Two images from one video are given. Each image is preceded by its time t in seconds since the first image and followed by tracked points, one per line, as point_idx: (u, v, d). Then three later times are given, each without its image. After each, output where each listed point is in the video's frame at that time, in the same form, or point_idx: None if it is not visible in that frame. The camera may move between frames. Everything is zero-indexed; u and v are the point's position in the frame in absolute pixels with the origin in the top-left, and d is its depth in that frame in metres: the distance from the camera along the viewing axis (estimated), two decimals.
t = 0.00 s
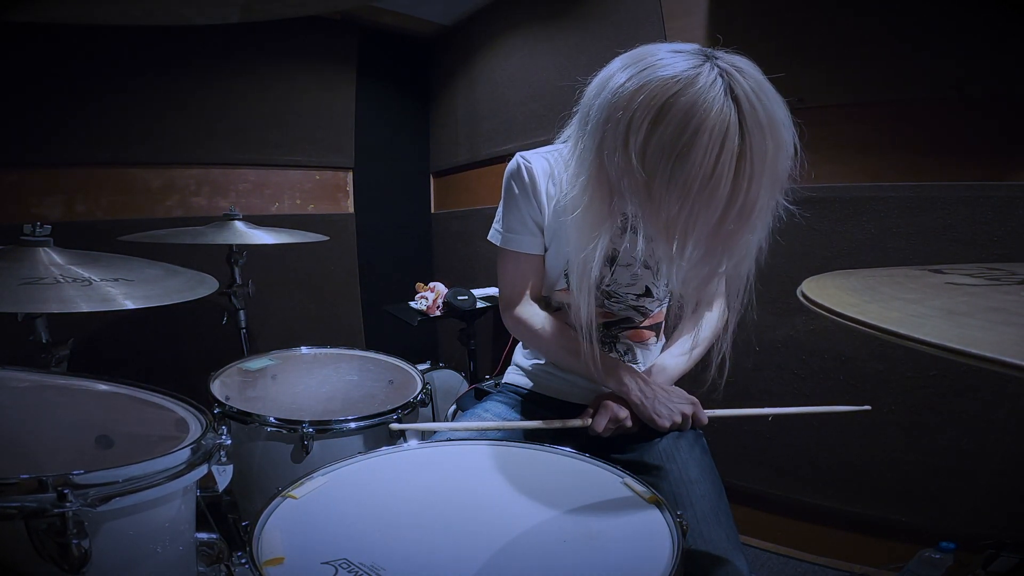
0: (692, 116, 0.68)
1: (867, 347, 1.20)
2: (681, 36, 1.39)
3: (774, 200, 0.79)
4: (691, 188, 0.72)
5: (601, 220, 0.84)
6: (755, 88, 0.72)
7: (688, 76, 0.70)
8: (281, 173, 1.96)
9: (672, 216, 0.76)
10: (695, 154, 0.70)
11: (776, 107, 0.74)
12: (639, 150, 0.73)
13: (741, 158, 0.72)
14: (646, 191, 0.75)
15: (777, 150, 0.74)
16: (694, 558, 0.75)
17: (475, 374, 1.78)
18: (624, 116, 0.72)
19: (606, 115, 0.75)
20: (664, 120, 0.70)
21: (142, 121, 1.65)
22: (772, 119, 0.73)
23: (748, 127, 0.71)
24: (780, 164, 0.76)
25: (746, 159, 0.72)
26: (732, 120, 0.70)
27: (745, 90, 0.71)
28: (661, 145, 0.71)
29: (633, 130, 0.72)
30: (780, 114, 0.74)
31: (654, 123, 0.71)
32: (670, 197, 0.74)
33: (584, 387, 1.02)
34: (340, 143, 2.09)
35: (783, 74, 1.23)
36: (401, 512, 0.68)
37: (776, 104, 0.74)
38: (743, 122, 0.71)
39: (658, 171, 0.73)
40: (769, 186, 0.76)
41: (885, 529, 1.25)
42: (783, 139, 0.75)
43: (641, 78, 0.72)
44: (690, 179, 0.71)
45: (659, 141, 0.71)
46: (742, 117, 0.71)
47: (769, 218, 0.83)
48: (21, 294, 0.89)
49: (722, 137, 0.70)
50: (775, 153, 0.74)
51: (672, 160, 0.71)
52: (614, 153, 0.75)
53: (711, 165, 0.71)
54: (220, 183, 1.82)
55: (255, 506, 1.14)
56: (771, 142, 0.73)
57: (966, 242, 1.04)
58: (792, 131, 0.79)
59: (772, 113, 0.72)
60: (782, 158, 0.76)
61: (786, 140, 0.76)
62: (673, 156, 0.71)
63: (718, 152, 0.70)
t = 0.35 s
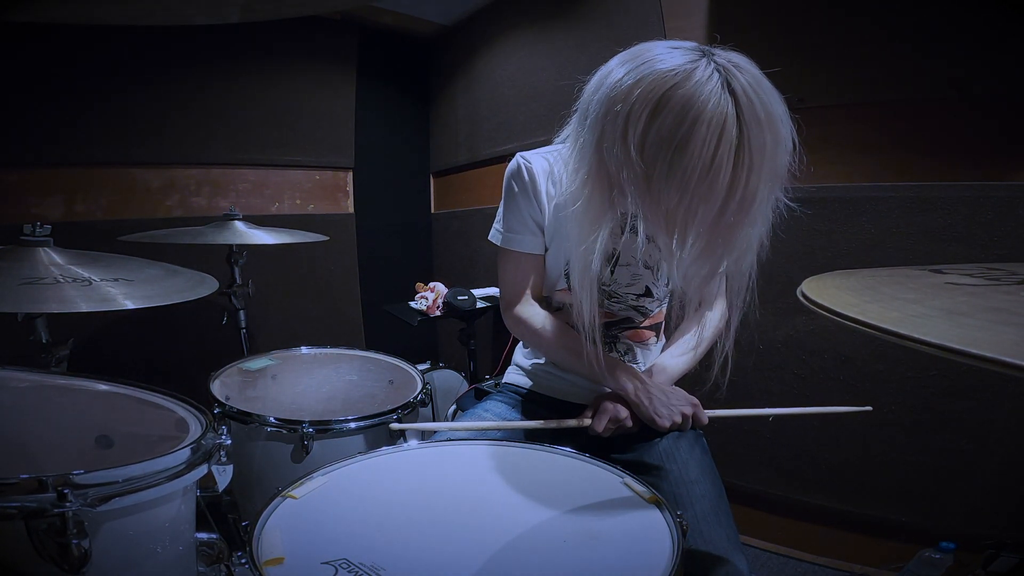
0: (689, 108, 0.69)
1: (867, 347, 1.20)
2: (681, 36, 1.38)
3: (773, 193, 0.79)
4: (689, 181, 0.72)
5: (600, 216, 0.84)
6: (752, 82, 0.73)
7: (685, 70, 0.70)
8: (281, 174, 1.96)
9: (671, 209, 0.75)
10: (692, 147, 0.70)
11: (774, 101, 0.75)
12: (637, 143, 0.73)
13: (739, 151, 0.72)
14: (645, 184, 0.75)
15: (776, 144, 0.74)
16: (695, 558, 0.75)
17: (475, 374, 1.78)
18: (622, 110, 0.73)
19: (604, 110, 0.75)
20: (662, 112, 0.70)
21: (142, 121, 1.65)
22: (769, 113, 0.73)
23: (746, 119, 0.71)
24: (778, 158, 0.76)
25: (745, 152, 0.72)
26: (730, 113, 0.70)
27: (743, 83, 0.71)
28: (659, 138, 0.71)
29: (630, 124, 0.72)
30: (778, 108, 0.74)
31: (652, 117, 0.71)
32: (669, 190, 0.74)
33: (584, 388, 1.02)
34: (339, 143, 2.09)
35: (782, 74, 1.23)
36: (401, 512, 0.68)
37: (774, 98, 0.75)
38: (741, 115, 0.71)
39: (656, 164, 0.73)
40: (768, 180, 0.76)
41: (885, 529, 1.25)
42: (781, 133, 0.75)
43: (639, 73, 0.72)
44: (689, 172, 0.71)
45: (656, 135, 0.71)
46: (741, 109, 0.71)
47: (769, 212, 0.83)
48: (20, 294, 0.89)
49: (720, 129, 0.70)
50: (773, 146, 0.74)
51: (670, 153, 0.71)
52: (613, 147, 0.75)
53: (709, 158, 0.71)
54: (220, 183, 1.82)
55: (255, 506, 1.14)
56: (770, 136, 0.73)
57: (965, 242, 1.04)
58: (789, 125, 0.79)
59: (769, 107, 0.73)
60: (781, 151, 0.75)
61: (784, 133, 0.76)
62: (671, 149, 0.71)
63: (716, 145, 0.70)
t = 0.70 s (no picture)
0: (684, 104, 0.69)
1: (866, 347, 1.20)
2: (681, 36, 1.38)
3: (769, 188, 0.79)
4: (684, 177, 0.72)
5: (597, 213, 0.85)
6: (747, 78, 0.73)
7: (680, 67, 0.70)
8: (281, 174, 1.97)
9: (667, 205, 0.76)
10: (687, 143, 0.70)
11: (770, 96, 0.74)
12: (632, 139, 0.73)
13: (734, 147, 0.72)
14: (640, 181, 0.75)
15: (771, 140, 0.74)
16: (696, 558, 0.75)
17: (475, 374, 1.78)
18: (616, 107, 0.73)
19: (600, 107, 0.75)
20: (657, 108, 0.70)
21: (142, 120, 1.65)
22: (764, 109, 0.73)
23: (741, 115, 0.71)
24: (774, 153, 0.76)
25: (739, 148, 0.72)
26: (724, 108, 0.70)
27: (738, 79, 0.71)
28: (653, 133, 0.71)
29: (625, 121, 0.72)
30: (773, 105, 0.74)
31: (646, 114, 0.71)
32: (664, 186, 0.74)
33: (584, 388, 1.02)
34: (339, 143, 2.09)
35: (783, 74, 1.22)
36: (401, 512, 0.68)
37: (769, 95, 0.75)
38: (735, 111, 0.71)
39: (651, 161, 0.73)
40: (763, 176, 0.76)
41: (885, 529, 1.25)
42: (776, 129, 0.75)
43: (634, 70, 0.72)
44: (683, 168, 0.71)
45: (651, 131, 0.71)
46: (736, 105, 0.71)
47: (765, 207, 0.83)
48: (20, 294, 0.89)
49: (715, 124, 0.70)
50: (769, 142, 0.74)
51: (664, 149, 0.71)
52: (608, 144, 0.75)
53: (704, 153, 0.71)
54: (220, 183, 1.83)
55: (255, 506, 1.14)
56: (765, 131, 0.73)
57: (964, 242, 1.04)
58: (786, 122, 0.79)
59: (764, 103, 0.73)
60: (777, 146, 0.75)
61: (780, 129, 0.76)
62: (666, 145, 0.71)
63: (710, 140, 0.70)
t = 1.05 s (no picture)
0: (677, 103, 0.69)
1: (866, 347, 1.20)
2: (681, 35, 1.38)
3: (764, 187, 0.79)
4: (678, 175, 0.72)
5: (593, 213, 0.85)
6: (741, 77, 0.73)
7: (674, 65, 0.71)
8: (281, 173, 1.97)
9: (662, 203, 0.75)
10: (681, 141, 0.70)
11: (764, 96, 0.74)
12: (627, 138, 0.73)
13: (729, 145, 0.72)
14: (635, 180, 0.75)
15: (766, 137, 0.74)
16: (696, 558, 0.75)
17: (475, 374, 1.78)
18: (611, 106, 0.73)
19: (596, 106, 0.76)
20: (651, 106, 0.70)
21: (142, 120, 1.65)
22: (758, 107, 0.73)
23: (735, 114, 0.71)
24: (768, 152, 0.76)
25: (734, 146, 0.72)
26: (719, 106, 0.70)
27: (731, 78, 0.71)
28: (648, 132, 0.71)
29: (620, 119, 0.72)
30: (767, 104, 0.74)
31: (640, 112, 0.71)
32: (659, 184, 0.74)
33: (584, 389, 1.02)
34: (339, 142, 2.09)
35: (782, 74, 1.23)
36: (400, 512, 0.68)
37: (764, 93, 0.75)
38: (729, 109, 0.71)
39: (646, 159, 0.73)
40: (758, 174, 0.76)
41: (885, 529, 1.25)
42: (770, 128, 0.75)
43: (628, 69, 0.73)
44: (678, 166, 0.71)
45: (645, 128, 0.71)
46: (730, 103, 0.71)
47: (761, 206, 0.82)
48: (20, 294, 0.89)
49: (708, 122, 0.69)
50: (763, 140, 0.74)
51: (659, 148, 0.71)
52: (603, 143, 0.75)
53: (697, 151, 0.70)
54: (220, 183, 1.83)
55: (255, 507, 1.14)
56: (759, 129, 0.73)
57: (964, 242, 1.05)
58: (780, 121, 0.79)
59: (758, 102, 0.73)
60: (772, 145, 0.75)
61: (774, 127, 0.76)
62: (660, 144, 0.71)
63: (704, 138, 0.70)
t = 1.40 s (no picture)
0: (676, 101, 0.69)
1: (866, 346, 1.20)
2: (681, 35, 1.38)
3: (764, 185, 0.79)
4: (679, 174, 0.72)
5: (593, 212, 0.85)
6: (740, 75, 0.73)
7: (673, 64, 0.71)
8: (281, 174, 1.97)
9: (662, 202, 0.75)
10: (681, 140, 0.70)
11: (764, 94, 0.74)
12: (626, 137, 0.73)
13: (728, 144, 0.72)
14: (636, 179, 0.75)
15: (765, 135, 0.74)
16: (696, 559, 0.75)
17: (475, 374, 1.78)
18: (610, 105, 0.73)
19: (596, 106, 0.76)
20: (651, 105, 0.70)
21: (141, 121, 1.65)
22: (756, 105, 0.73)
23: (735, 112, 0.71)
24: (768, 150, 0.76)
25: (734, 145, 0.72)
26: (719, 104, 0.70)
27: (730, 77, 0.71)
28: (647, 131, 0.71)
29: (619, 118, 0.72)
30: (767, 102, 0.74)
31: (640, 111, 0.71)
32: (659, 183, 0.74)
33: (584, 389, 1.02)
34: (339, 142, 2.09)
35: (782, 74, 1.22)
36: (400, 512, 0.68)
37: (763, 92, 0.75)
38: (729, 107, 0.71)
39: (645, 158, 0.73)
40: (758, 173, 0.76)
41: (885, 529, 1.25)
42: (770, 126, 0.75)
43: (627, 68, 0.73)
44: (678, 165, 0.71)
45: (645, 127, 0.71)
46: (730, 102, 0.71)
47: (761, 204, 0.82)
48: (20, 294, 0.89)
49: (708, 120, 0.69)
50: (763, 138, 0.74)
51: (658, 146, 0.71)
52: (602, 142, 0.76)
53: (697, 149, 0.70)
54: (220, 183, 1.83)
55: (255, 507, 1.14)
56: (758, 127, 0.73)
57: (964, 243, 1.05)
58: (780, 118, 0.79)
59: (757, 100, 0.73)
60: (771, 143, 0.75)
61: (773, 126, 0.76)
62: (660, 142, 0.71)
63: (704, 136, 0.70)
